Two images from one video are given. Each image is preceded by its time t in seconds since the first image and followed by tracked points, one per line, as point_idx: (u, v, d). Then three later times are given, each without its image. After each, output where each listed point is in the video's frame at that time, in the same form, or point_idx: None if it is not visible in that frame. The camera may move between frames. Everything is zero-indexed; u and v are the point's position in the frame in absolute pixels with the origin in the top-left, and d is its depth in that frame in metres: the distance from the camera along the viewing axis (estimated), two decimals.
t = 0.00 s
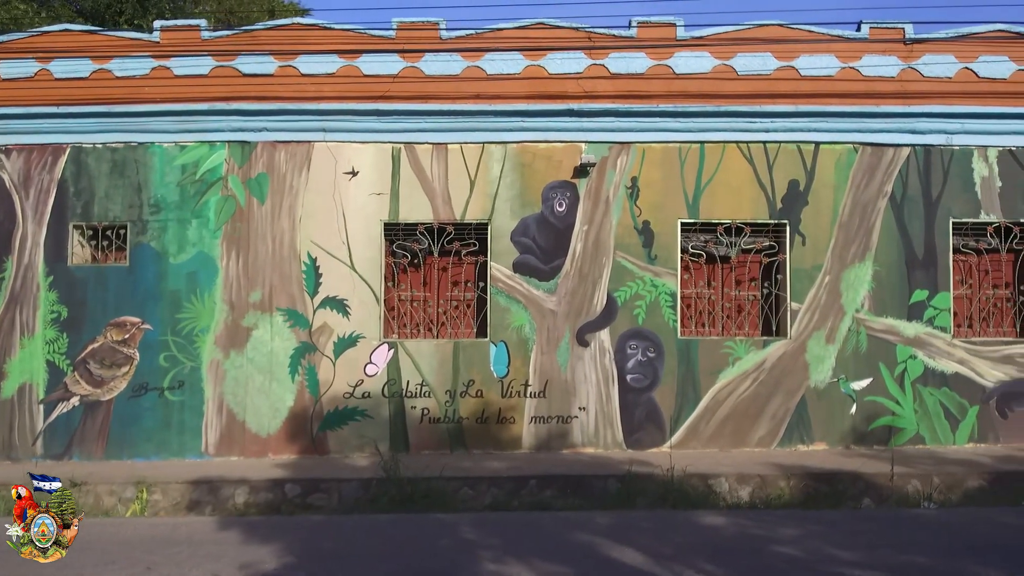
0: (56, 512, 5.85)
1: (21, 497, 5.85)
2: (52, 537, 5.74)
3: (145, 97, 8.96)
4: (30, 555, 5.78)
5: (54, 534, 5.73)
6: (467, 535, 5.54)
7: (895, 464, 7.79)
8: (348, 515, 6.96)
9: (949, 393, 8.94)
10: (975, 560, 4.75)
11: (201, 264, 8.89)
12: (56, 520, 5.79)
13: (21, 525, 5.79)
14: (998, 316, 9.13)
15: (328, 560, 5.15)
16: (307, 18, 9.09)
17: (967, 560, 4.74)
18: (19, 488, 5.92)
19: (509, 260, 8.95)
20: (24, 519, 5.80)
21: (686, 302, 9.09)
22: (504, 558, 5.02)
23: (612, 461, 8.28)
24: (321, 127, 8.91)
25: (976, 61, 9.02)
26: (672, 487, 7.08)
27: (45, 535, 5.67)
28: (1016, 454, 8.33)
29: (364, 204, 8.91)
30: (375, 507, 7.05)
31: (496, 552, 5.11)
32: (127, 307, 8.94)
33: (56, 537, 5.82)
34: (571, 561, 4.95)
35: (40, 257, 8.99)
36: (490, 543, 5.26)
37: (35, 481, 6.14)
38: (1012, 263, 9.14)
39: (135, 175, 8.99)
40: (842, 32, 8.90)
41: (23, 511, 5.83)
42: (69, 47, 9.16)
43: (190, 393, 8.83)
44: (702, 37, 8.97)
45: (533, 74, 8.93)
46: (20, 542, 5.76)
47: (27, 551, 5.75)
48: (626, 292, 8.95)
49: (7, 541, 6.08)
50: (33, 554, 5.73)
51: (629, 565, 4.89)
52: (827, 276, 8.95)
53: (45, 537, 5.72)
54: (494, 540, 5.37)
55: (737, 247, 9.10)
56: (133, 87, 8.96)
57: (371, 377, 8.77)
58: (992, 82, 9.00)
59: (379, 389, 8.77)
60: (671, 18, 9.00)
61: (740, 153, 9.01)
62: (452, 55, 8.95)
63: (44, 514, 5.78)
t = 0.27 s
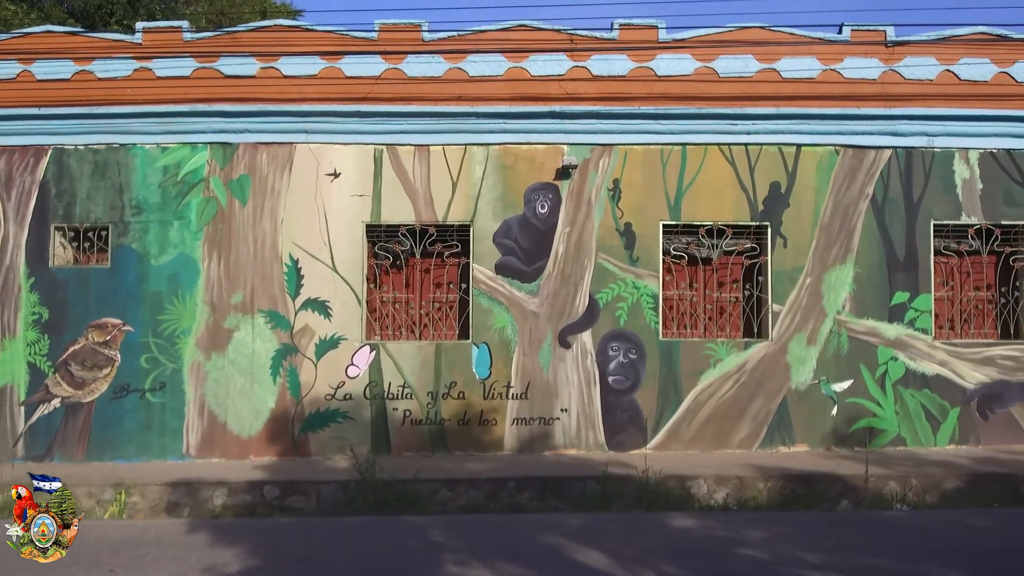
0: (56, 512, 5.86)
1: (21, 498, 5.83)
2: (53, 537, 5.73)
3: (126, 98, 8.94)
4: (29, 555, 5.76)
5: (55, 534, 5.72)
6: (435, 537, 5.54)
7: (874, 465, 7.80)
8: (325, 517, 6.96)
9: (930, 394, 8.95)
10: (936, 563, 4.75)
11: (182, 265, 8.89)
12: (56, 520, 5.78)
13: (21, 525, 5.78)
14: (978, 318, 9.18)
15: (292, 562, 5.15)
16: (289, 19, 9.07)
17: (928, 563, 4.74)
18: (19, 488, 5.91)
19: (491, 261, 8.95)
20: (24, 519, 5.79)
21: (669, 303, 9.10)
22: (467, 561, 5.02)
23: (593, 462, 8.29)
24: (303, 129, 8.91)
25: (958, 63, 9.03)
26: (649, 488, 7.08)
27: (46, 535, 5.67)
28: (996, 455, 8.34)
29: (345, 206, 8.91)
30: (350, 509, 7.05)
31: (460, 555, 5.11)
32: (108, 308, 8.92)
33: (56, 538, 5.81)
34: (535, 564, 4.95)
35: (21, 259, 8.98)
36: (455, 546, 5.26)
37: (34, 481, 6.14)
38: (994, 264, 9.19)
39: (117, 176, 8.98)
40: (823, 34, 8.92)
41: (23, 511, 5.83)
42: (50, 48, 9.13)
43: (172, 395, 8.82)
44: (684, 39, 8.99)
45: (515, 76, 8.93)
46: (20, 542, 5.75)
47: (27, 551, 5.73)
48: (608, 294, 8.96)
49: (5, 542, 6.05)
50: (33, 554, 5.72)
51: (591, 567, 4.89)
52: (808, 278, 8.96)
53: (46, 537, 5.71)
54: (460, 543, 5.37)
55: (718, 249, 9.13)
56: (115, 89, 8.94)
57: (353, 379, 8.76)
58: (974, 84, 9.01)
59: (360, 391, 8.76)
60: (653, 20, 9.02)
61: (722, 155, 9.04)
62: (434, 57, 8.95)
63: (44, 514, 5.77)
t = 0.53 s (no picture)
0: (57, 512, 5.92)
1: (21, 498, 5.91)
2: (52, 537, 5.78)
3: (110, 102, 8.95)
4: (29, 556, 5.80)
5: (54, 534, 5.77)
6: (406, 541, 5.56)
7: (855, 468, 7.81)
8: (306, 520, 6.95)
9: (913, 397, 8.97)
10: (899, 567, 4.77)
11: (167, 268, 8.90)
12: (56, 520, 5.83)
13: (21, 525, 5.84)
14: (961, 321, 9.20)
15: (261, 566, 5.18)
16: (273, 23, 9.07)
17: (891, 567, 4.77)
18: (19, 488, 5.98)
19: (475, 264, 8.96)
20: (24, 518, 5.85)
21: (652, 306, 9.16)
22: (435, 566, 5.05)
23: (575, 465, 8.31)
24: (287, 132, 8.94)
25: (941, 67, 9.06)
26: (628, 492, 7.11)
27: (46, 534, 5.72)
28: (978, 458, 8.36)
29: (329, 209, 8.92)
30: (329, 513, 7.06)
31: (428, 560, 5.13)
32: (93, 312, 8.93)
33: (56, 538, 5.86)
34: (502, 568, 4.98)
35: (6, 262, 8.98)
36: (425, 551, 5.28)
37: (34, 482, 6.21)
38: (977, 267, 9.24)
39: (101, 179, 8.98)
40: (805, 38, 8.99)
41: (23, 511, 5.89)
42: (35, 51, 9.10)
43: (156, 398, 8.82)
44: (668, 43, 9.04)
45: (499, 79, 8.97)
46: (21, 542, 5.80)
47: (27, 551, 5.77)
48: (592, 297, 8.98)
49: (6, 543, 6.11)
50: (33, 554, 5.76)
51: (557, 571, 4.92)
52: (791, 281, 9.00)
53: (45, 537, 5.76)
54: (430, 548, 5.38)
55: (702, 252, 9.18)
56: (99, 92, 8.95)
57: (337, 382, 8.77)
58: (957, 88, 9.04)
59: (344, 394, 8.76)
60: (636, 24, 9.09)
61: (705, 158, 9.08)
62: (418, 61, 8.97)
63: (44, 514, 5.83)
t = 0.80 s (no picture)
0: (57, 512, 6.03)
1: (21, 498, 5.99)
2: (52, 537, 5.92)
3: (96, 107, 8.95)
4: (30, 554, 5.95)
5: (54, 534, 5.92)
6: (380, 548, 5.56)
7: (839, 474, 7.82)
8: (289, 527, 6.93)
9: (899, 403, 8.97)
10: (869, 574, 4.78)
11: (152, 273, 8.88)
12: (56, 520, 5.96)
13: (21, 525, 5.93)
14: (947, 326, 9.20)
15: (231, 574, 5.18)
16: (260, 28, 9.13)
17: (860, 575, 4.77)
18: (19, 488, 6.05)
19: (461, 269, 8.95)
20: (24, 519, 5.94)
21: (638, 311, 9.15)
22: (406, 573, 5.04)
23: (559, 470, 8.30)
24: (273, 137, 8.93)
25: (926, 73, 9.09)
26: (611, 497, 7.11)
27: (46, 535, 5.85)
28: (962, 464, 8.37)
29: (315, 214, 8.91)
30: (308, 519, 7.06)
31: (400, 567, 5.13)
32: (78, 317, 8.91)
33: (56, 537, 6.02)
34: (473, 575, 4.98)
35: None
36: (397, 558, 5.28)
37: (35, 481, 6.27)
38: (963, 272, 9.25)
39: (87, 184, 8.97)
40: (791, 44, 9.01)
41: (23, 511, 5.97)
42: (21, 55, 9.15)
43: (140, 403, 8.81)
44: (653, 49, 9.08)
45: (484, 85, 8.98)
46: (21, 542, 5.93)
47: (28, 551, 5.91)
48: (577, 302, 8.98)
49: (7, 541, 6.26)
50: (33, 554, 5.91)
51: None
52: (777, 286, 9.01)
53: (46, 537, 5.90)
54: (403, 555, 5.37)
55: (688, 257, 9.18)
56: (85, 97, 8.95)
57: (321, 388, 8.76)
58: (942, 94, 9.07)
59: (329, 399, 8.75)
60: (621, 29, 9.12)
61: (691, 164, 9.10)
62: (403, 66, 9.01)
63: (44, 514, 5.94)
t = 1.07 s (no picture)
0: (57, 512, 6.09)
1: (21, 498, 6.09)
2: (52, 537, 5.97)
3: (79, 110, 8.90)
4: (29, 555, 6.00)
5: (54, 534, 5.97)
6: (349, 552, 5.52)
7: (822, 478, 7.78)
8: (269, 531, 6.88)
9: (883, 406, 8.95)
10: None
11: (134, 276, 8.85)
12: (56, 520, 6.02)
13: (21, 525, 6.01)
14: (932, 330, 9.18)
15: None
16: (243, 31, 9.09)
17: None
18: (19, 488, 6.15)
19: (445, 272, 8.93)
20: (24, 518, 6.03)
21: (622, 314, 9.13)
22: None
23: (542, 473, 8.26)
24: (256, 140, 8.91)
25: (910, 76, 9.08)
26: (592, 501, 7.08)
27: (45, 535, 5.91)
28: (946, 467, 8.35)
29: (298, 216, 8.89)
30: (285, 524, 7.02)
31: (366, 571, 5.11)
32: (60, 320, 8.87)
33: (56, 537, 6.06)
34: None
35: None
36: (365, 563, 5.25)
37: (35, 481, 6.35)
38: (949, 275, 9.21)
39: (70, 187, 8.94)
40: (776, 47, 8.99)
41: (23, 511, 6.06)
42: (4, 59, 9.11)
43: (123, 406, 8.77)
44: (638, 52, 9.06)
45: (468, 88, 8.96)
46: (21, 542, 5.99)
47: (28, 551, 5.96)
48: (562, 305, 8.96)
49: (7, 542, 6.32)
50: (33, 554, 5.95)
51: None
52: (761, 289, 8.99)
53: (45, 537, 5.96)
54: (370, 560, 5.35)
55: (672, 260, 9.16)
56: (67, 100, 8.91)
57: (304, 391, 8.72)
58: (927, 97, 9.07)
59: (311, 403, 8.72)
60: (606, 32, 9.09)
61: (675, 167, 9.09)
62: (388, 69, 8.97)
63: (44, 514, 6.01)
